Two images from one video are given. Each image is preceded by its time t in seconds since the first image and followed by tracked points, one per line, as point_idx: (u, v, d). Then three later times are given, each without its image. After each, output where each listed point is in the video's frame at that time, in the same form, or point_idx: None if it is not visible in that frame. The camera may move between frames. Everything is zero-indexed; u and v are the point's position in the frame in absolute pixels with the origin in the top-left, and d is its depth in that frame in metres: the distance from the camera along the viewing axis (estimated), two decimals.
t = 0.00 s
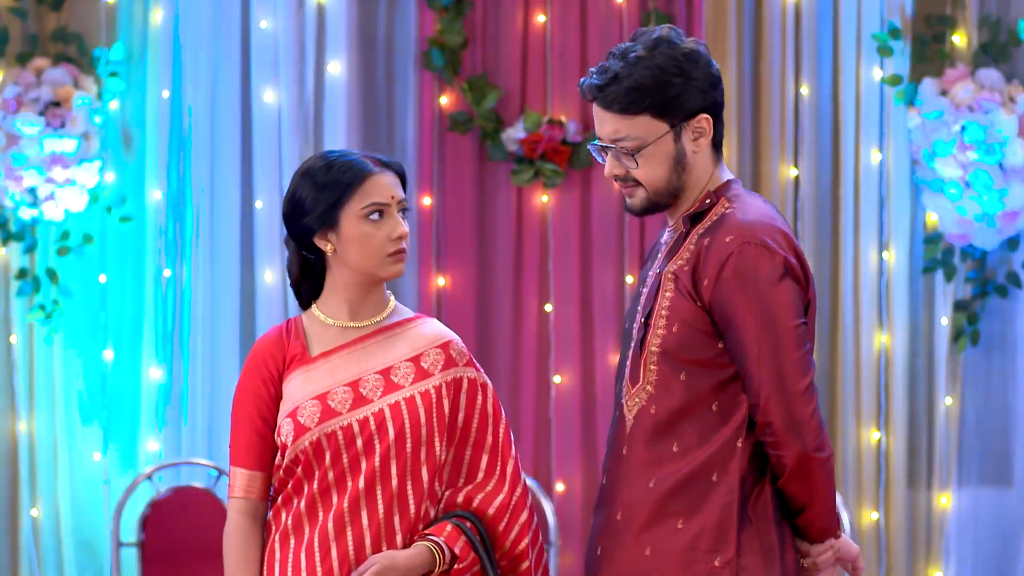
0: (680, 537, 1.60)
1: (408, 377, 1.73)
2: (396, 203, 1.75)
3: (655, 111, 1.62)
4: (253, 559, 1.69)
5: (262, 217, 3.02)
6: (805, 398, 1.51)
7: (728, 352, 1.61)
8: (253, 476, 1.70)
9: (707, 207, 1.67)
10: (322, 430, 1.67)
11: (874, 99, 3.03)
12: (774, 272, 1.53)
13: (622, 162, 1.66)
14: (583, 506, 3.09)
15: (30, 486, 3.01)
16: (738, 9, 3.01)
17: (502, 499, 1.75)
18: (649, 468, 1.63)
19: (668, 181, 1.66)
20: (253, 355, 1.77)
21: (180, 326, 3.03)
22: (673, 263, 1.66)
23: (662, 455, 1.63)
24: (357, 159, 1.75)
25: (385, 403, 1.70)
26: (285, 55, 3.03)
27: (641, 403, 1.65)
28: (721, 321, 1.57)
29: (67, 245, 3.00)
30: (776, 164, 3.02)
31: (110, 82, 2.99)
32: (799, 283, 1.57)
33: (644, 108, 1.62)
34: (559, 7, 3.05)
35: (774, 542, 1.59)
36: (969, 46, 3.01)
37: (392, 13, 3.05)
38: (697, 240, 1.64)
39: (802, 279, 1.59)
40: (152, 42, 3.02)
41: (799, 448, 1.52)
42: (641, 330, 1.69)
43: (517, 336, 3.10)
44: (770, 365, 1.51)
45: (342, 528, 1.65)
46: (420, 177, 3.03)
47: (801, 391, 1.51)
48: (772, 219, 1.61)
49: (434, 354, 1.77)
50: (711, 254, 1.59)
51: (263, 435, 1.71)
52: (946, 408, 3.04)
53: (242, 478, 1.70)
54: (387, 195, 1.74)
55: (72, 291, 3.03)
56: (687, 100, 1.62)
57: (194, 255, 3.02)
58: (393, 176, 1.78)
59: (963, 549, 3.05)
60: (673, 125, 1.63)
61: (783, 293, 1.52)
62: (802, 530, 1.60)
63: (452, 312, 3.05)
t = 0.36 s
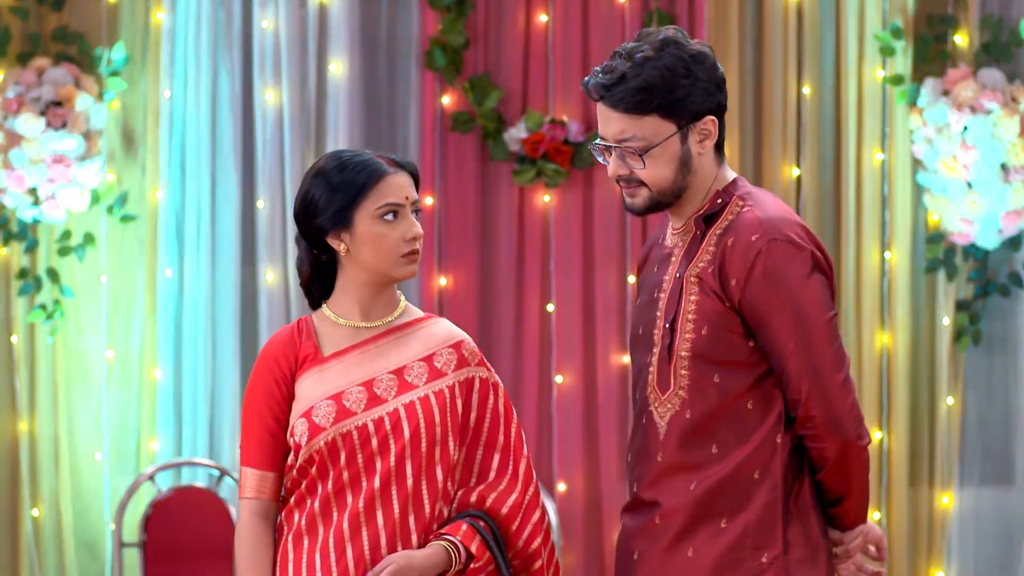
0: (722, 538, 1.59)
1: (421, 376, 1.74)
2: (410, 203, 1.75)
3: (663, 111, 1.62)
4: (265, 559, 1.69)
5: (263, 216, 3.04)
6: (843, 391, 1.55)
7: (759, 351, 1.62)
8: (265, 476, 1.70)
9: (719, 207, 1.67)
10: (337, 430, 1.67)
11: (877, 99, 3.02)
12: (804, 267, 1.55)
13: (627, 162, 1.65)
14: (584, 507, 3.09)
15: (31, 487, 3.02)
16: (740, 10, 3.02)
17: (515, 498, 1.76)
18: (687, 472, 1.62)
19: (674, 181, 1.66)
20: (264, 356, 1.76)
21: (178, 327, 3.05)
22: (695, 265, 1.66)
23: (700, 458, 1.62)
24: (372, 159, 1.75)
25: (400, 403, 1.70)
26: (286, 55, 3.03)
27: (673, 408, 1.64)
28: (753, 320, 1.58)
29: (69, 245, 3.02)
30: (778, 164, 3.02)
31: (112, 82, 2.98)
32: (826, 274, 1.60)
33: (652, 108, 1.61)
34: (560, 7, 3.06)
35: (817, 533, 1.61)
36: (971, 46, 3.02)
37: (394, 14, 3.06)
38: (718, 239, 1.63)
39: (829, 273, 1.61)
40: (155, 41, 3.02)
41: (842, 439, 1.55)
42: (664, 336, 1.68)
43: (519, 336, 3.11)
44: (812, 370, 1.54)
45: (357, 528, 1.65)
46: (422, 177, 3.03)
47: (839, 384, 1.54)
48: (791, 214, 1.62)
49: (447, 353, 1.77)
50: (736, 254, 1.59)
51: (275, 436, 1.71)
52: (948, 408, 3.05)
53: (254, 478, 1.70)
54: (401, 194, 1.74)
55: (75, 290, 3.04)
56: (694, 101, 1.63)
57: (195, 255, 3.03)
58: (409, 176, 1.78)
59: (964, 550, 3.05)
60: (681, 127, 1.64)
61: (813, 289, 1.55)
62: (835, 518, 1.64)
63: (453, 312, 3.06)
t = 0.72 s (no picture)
0: (738, 538, 1.59)
1: (431, 376, 1.73)
2: (418, 206, 1.74)
3: (671, 114, 1.61)
4: (275, 560, 1.67)
5: (260, 215, 3.03)
6: (856, 390, 1.55)
7: (771, 350, 1.62)
8: (273, 478, 1.68)
9: (728, 207, 1.66)
10: (349, 430, 1.66)
11: (875, 99, 3.01)
12: (815, 265, 1.55)
13: (635, 163, 1.65)
14: (582, 507, 3.08)
15: (27, 488, 2.99)
16: (737, 10, 3.02)
17: (525, 498, 1.76)
18: (702, 473, 1.62)
19: (680, 183, 1.66)
20: (272, 358, 1.75)
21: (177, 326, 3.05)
22: (705, 265, 1.65)
23: (715, 459, 1.61)
24: (379, 159, 1.74)
25: (411, 403, 1.70)
26: (282, 53, 3.02)
27: (687, 410, 1.63)
28: (765, 319, 1.58)
29: (66, 246, 2.99)
30: (776, 164, 3.01)
31: (109, 82, 2.97)
32: (836, 272, 1.60)
33: (661, 112, 1.61)
34: (558, 7, 3.05)
35: (834, 531, 1.61)
36: (969, 46, 3.00)
37: (392, 14, 3.06)
38: (727, 239, 1.63)
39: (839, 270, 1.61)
40: (150, 44, 3.04)
41: (855, 437, 1.56)
42: (676, 338, 1.67)
43: (517, 336, 3.10)
44: (824, 366, 1.54)
45: (369, 529, 1.64)
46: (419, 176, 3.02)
47: (853, 383, 1.55)
48: (801, 213, 1.62)
49: (455, 353, 1.77)
50: (746, 254, 1.59)
51: (285, 438, 1.70)
52: (945, 408, 3.05)
53: (262, 480, 1.68)
54: (409, 197, 1.73)
55: (72, 290, 3.02)
56: (703, 104, 1.62)
57: (192, 256, 3.03)
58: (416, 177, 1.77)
59: (962, 550, 3.05)
60: (689, 130, 1.63)
61: (823, 288, 1.55)
62: (849, 515, 1.65)
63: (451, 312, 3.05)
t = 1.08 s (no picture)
0: (725, 539, 1.59)
1: (432, 376, 1.73)
2: (418, 205, 1.74)
3: (666, 112, 1.63)
4: (278, 561, 1.65)
5: (252, 216, 3.02)
6: (842, 396, 1.53)
7: (761, 353, 1.61)
8: (274, 480, 1.66)
9: (730, 207, 1.67)
10: (353, 431, 1.65)
11: (866, 99, 3.01)
12: (804, 270, 1.53)
13: (629, 153, 1.69)
14: (574, 507, 3.08)
15: (18, 487, 2.99)
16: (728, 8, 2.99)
17: (527, 497, 1.76)
18: (689, 473, 1.61)
19: (671, 181, 1.67)
20: (272, 360, 1.73)
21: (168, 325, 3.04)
22: (701, 266, 1.66)
23: (702, 459, 1.61)
24: (378, 159, 1.74)
25: (414, 403, 1.69)
26: (275, 52, 3.01)
27: (677, 408, 1.64)
28: (754, 322, 1.57)
29: (56, 245, 2.99)
30: (767, 164, 3.02)
31: (100, 81, 2.97)
32: (829, 279, 1.57)
33: (653, 108, 1.63)
34: (550, 7, 3.05)
35: (820, 538, 1.59)
36: (960, 46, 3.01)
37: (384, 14, 3.04)
38: (724, 241, 1.63)
39: (833, 276, 1.59)
40: (142, 41, 3.01)
41: (839, 444, 1.53)
42: (671, 335, 1.68)
43: (508, 336, 3.09)
44: (807, 369, 1.53)
45: (374, 529, 1.64)
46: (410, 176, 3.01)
47: (839, 388, 1.52)
48: (799, 215, 1.62)
49: (456, 354, 1.77)
50: (740, 256, 1.59)
51: (286, 439, 1.68)
52: (936, 407, 3.05)
53: (262, 483, 1.66)
54: (409, 197, 1.73)
55: (61, 290, 3.01)
56: (700, 106, 1.62)
57: (183, 256, 3.03)
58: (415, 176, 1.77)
59: (953, 548, 3.06)
60: (681, 130, 1.64)
61: (814, 294, 1.53)
62: (841, 523, 1.61)
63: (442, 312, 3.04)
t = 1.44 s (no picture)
0: (722, 540, 1.59)
1: (432, 377, 1.72)
2: (418, 205, 1.74)
3: (670, 109, 1.63)
4: (277, 563, 1.64)
5: (239, 216, 3.01)
6: (841, 397, 1.53)
7: (761, 353, 1.61)
8: (272, 482, 1.65)
9: (731, 208, 1.66)
10: (355, 433, 1.65)
11: (854, 99, 3.01)
12: (805, 271, 1.53)
13: (632, 151, 1.69)
14: (563, 507, 3.08)
15: (3, 488, 2.98)
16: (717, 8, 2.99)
17: (526, 497, 1.76)
18: (687, 473, 1.62)
19: (673, 179, 1.66)
20: (271, 361, 1.71)
21: (156, 324, 3.00)
22: (702, 266, 1.66)
23: (700, 459, 1.61)
24: (378, 159, 1.73)
25: (415, 404, 1.68)
26: (263, 52, 3.00)
27: (675, 408, 1.64)
28: (755, 323, 1.57)
29: (42, 245, 2.97)
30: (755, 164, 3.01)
31: (87, 80, 2.96)
32: (830, 281, 1.57)
33: (657, 104, 1.63)
34: (538, 6, 3.04)
35: (817, 539, 1.59)
36: (949, 47, 3.01)
37: (372, 13, 3.03)
38: (725, 241, 1.63)
39: (834, 276, 1.59)
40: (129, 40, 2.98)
41: (839, 445, 1.52)
42: (670, 335, 1.68)
43: (496, 335, 3.09)
44: (807, 368, 1.52)
45: (375, 530, 1.63)
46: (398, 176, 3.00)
47: (838, 390, 1.52)
48: (800, 216, 1.62)
49: (455, 354, 1.77)
50: (741, 256, 1.59)
51: (285, 441, 1.67)
52: (924, 408, 3.06)
53: (261, 485, 1.64)
54: (410, 196, 1.72)
55: (48, 290, 2.99)
56: (704, 103, 1.62)
57: (170, 256, 3.01)
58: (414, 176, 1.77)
59: (940, 547, 3.07)
60: (685, 127, 1.64)
61: (815, 294, 1.53)
62: (838, 524, 1.60)
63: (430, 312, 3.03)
